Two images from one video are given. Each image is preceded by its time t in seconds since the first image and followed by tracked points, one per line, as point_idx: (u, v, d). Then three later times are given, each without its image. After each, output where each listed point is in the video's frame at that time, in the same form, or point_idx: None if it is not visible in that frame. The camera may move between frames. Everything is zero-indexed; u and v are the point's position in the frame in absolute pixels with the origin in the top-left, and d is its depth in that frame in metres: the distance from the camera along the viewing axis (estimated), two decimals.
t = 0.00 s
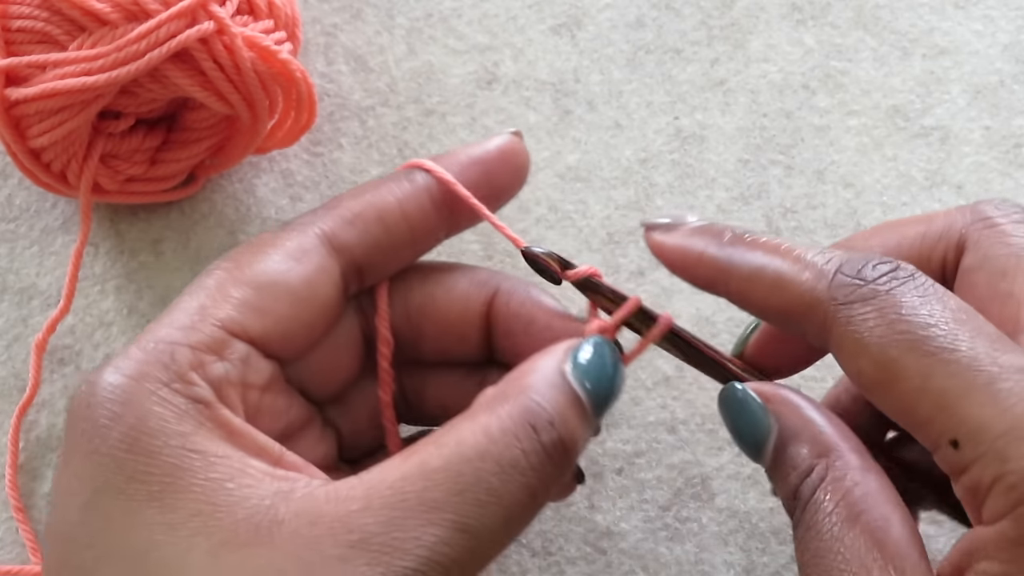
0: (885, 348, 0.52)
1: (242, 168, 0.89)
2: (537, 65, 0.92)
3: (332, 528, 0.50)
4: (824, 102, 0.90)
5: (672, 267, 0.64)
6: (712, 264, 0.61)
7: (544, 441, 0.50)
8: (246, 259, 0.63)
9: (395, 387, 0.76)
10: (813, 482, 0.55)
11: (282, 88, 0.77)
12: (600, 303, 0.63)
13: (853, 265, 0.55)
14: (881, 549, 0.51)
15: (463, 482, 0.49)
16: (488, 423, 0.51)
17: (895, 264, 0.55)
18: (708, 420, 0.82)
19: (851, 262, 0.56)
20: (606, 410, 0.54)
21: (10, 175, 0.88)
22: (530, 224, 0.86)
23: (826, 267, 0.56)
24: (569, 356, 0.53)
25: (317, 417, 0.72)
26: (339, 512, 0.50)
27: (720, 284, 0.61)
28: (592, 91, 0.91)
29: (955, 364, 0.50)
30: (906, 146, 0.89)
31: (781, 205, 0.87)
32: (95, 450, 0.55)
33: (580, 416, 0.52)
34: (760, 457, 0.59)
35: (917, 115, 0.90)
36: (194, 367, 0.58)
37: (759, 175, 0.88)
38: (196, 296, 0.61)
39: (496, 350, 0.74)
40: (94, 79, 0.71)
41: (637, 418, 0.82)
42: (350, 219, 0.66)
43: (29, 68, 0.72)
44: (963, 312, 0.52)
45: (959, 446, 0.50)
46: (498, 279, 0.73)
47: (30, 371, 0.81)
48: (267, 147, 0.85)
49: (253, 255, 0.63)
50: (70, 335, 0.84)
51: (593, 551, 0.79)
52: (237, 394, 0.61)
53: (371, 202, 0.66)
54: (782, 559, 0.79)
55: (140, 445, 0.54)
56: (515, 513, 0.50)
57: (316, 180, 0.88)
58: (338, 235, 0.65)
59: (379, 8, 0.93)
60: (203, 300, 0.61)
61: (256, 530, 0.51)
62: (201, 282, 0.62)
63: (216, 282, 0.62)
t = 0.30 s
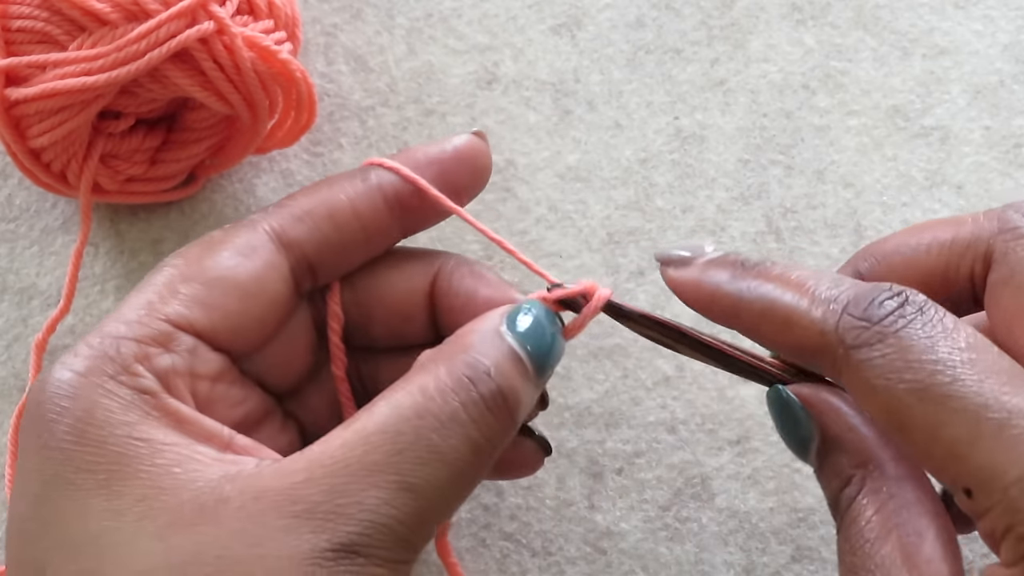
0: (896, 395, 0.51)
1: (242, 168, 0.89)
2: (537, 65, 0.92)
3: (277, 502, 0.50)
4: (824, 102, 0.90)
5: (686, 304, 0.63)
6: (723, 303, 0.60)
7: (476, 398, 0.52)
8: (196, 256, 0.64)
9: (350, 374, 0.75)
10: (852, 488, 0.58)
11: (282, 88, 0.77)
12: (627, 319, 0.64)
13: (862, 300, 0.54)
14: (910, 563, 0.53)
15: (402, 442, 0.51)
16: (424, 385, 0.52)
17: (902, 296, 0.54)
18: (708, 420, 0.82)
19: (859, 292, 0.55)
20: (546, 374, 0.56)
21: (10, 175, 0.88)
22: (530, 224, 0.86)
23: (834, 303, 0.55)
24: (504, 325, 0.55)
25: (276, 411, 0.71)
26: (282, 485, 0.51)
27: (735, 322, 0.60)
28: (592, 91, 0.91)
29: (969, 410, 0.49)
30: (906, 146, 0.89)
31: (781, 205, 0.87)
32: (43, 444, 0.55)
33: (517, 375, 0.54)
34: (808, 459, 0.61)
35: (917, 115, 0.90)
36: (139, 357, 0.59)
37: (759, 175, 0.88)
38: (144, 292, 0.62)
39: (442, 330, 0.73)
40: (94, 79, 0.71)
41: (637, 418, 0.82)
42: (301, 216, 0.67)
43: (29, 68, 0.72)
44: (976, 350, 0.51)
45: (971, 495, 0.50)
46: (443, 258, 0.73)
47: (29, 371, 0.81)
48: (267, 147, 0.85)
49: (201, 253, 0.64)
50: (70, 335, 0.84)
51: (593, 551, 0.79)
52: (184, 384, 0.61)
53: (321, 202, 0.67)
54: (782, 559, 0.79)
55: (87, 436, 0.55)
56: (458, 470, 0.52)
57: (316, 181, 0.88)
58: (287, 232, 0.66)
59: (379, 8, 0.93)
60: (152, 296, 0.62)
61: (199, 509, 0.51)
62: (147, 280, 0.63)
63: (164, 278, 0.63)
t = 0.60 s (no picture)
0: (958, 360, 0.50)
1: (241, 168, 0.89)
2: (537, 65, 0.92)
3: (255, 491, 0.50)
4: (824, 102, 0.90)
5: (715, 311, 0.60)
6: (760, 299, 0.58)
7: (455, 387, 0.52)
8: (187, 251, 0.64)
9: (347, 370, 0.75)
10: (866, 508, 0.53)
11: (282, 88, 0.77)
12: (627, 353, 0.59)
13: (911, 283, 0.54)
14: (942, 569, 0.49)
15: (380, 429, 0.50)
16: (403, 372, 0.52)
17: (954, 280, 0.53)
18: (708, 420, 0.82)
19: (902, 277, 0.55)
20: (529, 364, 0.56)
21: (10, 175, 0.88)
22: (530, 224, 0.86)
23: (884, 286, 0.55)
24: (484, 315, 0.55)
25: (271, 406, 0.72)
26: (261, 473, 0.51)
27: (772, 318, 0.58)
28: (592, 91, 0.91)
29: None
30: (906, 146, 0.89)
31: (781, 205, 0.87)
32: (31, 433, 0.55)
33: (498, 364, 0.54)
34: (806, 483, 0.56)
35: (917, 115, 0.90)
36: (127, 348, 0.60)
37: (759, 175, 0.88)
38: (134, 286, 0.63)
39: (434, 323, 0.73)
40: (94, 79, 0.71)
41: (637, 418, 0.82)
42: (294, 215, 0.67)
43: (29, 68, 0.72)
44: None
45: None
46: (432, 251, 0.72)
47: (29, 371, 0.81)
48: (267, 147, 0.85)
49: (192, 247, 0.64)
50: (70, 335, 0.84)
51: (593, 551, 0.79)
52: (173, 376, 0.62)
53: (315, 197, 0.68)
54: (782, 559, 0.79)
55: (71, 424, 0.55)
56: (437, 457, 0.51)
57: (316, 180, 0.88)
58: (278, 229, 0.67)
59: (379, 8, 0.93)
60: (142, 290, 0.63)
61: (180, 497, 0.52)
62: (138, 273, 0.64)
63: (154, 272, 0.63)
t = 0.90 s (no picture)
0: (920, 307, 0.54)
1: (242, 168, 0.89)
2: (537, 65, 0.92)
3: (316, 531, 0.50)
4: (824, 102, 0.90)
5: (658, 267, 0.64)
6: (715, 250, 0.62)
7: (531, 449, 0.52)
8: (252, 265, 0.63)
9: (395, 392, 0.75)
10: (800, 481, 0.53)
11: (282, 88, 0.77)
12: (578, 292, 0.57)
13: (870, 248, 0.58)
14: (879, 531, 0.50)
15: (447, 486, 0.50)
16: (476, 428, 0.52)
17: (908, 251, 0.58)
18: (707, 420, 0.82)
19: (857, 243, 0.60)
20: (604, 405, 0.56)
21: (10, 175, 0.88)
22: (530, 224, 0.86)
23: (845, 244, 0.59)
24: (557, 362, 0.55)
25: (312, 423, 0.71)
26: (324, 515, 0.51)
27: (722, 266, 0.63)
28: (592, 91, 0.91)
29: (997, 322, 0.53)
30: (906, 146, 0.89)
31: (781, 205, 0.87)
32: (86, 446, 0.55)
33: (568, 421, 0.54)
34: (723, 469, 0.55)
35: (917, 115, 0.90)
36: (186, 364, 0.59)
37: (759, 175, 0.88)
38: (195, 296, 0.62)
39: (491, 355, 0.74)
40: (94, 79, 0.71)
41: (637, 418, 0.82)
42: (361, 231, 0.66)
43: (29, 68, 0.72)
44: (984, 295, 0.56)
45: (992, 394, 0.51)
46: (497, 285, 0.73)
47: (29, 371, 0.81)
48: (267, 147, 0.85)
49: (259, 260, 0.64)
50: (70, 335, 0.84)
51: (593, 551, 0.79)
52: (230, 397, 0.61)
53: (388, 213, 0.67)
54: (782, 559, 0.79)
55: (128, 443, 0.55)
56: (498, 516, 0.51)
57: (316, 180, 0.88)
58: (346, 247, 0.66)
59: (379, 8, 0.93)
60: (204, 303, 0.62)
61: (239, 530, 0.51)
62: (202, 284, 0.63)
63: (217, 286, 0.62)
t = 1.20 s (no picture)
0: (925, 292, 0.55)
1: (242, 168, 0.89)
2: (537, 65, 0.92)
3: (308, 535, 0.50)
4: (824, 102, 0.90)
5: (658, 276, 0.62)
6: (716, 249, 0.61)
7: (531, 472, 0.51)
8: (245, 261, 0.63)
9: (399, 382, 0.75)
10: (808, 454, 0.52)
11: (282, 88, 0.77)
12: (588, 260, 0.56)
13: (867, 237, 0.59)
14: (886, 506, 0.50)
15: (445, 500, 0.50)
16: (478, 446, 0.52)
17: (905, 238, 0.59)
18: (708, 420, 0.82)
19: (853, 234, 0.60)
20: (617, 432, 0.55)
21: (10, 175, 0.88)
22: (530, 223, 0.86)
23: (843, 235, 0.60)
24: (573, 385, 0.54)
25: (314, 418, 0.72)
26: (314, 519, 0.51)
27: (724, 265, 0.61)
28: (592, 91, 0.91)
29: (1004, 301, 0.54)
30: (906, 146, 0.89)
31: (781, 205, 0.87)
32: (79, 449, 0.55)
33: (573, 449, 0.53)
34: (729, 442, 0.54)
35: (917, 115, 0.90)
36: (180, 368, 0.59)
37: (759, 175, 0.88)
38: (188, 297, 0.62)
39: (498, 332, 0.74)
40: (94, 79, 0.71)
41: (637, 418, 0.82)
42: (354, 220, 0.66)
43: (29, 68, 0.72)
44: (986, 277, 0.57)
45: (1007, 372, 0.52)
46: (498, 264, 0.72)
47: (29, 371, 0.81)
48: (267, 147, 0.85)
49: (252, 257, 0.63)
50: (70, 335, 0.84)
51: (593, 551, 0.79)
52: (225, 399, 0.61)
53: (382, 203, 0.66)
54: (782, 559, 0.79)
55: (120, 446, 0.55)
56: (495, 533, 0.51)
57: (316, 180, 0.88)
58: (341, 239, 0.66)
59: (379, 8, 0.93)
60: (197, 302, 0.62)
61: (230, 533, 0.51)
62: (193, 283, 0.63)
63: (209, 285, 0.62)
